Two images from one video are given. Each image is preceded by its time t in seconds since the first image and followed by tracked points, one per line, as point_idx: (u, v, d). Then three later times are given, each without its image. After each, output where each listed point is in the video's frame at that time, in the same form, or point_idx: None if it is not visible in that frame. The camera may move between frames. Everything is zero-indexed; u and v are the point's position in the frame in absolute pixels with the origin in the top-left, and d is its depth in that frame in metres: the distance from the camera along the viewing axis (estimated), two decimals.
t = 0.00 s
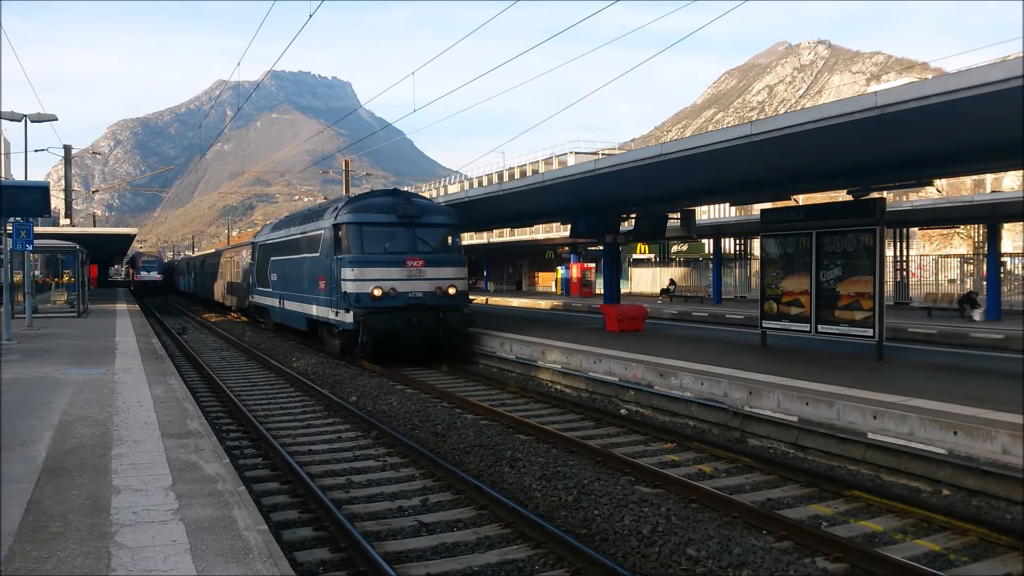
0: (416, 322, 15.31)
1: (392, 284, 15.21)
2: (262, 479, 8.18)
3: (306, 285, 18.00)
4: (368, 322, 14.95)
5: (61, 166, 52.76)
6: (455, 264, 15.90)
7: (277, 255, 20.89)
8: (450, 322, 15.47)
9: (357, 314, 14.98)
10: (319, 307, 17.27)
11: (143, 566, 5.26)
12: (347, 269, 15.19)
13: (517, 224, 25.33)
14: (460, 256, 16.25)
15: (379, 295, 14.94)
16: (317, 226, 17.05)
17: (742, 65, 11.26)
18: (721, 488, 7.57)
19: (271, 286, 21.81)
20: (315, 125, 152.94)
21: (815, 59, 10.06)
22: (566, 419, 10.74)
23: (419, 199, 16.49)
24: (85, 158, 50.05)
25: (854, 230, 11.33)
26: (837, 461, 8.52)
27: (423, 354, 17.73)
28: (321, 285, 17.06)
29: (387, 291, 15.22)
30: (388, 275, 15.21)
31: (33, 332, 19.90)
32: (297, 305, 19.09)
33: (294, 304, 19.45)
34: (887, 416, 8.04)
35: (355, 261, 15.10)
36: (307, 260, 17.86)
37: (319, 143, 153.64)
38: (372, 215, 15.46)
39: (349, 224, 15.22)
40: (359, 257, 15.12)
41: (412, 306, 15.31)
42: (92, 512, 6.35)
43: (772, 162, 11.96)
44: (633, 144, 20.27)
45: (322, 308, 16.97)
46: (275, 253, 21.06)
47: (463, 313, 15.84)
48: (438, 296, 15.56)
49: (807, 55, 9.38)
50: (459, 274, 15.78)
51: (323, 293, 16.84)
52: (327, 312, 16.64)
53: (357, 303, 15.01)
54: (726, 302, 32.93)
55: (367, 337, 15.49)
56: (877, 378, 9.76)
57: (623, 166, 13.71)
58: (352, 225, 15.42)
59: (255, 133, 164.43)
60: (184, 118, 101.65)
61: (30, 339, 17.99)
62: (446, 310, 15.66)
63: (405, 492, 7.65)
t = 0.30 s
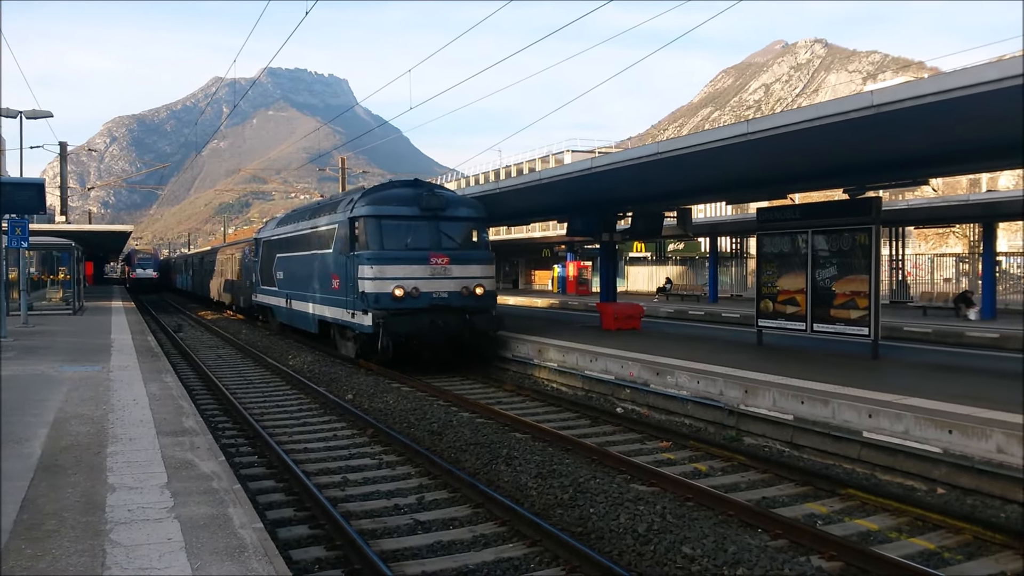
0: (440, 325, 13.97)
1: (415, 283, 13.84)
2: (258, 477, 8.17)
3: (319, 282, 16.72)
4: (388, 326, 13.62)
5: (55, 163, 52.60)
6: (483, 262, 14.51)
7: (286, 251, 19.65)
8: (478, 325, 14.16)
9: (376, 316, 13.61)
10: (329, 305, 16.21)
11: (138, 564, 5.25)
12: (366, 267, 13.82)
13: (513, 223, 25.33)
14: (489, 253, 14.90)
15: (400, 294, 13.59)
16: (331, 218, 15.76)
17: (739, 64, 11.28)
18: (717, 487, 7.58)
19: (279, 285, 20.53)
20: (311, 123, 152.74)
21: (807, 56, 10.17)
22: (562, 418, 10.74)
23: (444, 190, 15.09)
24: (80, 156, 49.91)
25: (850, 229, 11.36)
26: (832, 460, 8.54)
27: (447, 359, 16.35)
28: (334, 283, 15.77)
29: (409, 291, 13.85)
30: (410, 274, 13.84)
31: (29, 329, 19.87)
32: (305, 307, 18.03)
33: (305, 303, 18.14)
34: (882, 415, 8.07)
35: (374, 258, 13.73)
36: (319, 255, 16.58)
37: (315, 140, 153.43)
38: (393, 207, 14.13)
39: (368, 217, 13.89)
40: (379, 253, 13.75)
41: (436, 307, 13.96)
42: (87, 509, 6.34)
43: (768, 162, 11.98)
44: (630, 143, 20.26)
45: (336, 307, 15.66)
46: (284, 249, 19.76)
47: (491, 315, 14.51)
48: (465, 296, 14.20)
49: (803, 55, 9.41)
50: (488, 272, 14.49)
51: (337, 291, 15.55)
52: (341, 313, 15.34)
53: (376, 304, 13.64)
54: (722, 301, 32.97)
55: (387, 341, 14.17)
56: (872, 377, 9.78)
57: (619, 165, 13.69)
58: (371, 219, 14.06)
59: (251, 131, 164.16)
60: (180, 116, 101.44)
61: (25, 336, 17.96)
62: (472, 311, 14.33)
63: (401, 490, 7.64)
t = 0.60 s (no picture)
0: (472, 329, 13.07)
1: (444, 283, 12.96)
2: (254, 475, 8.17)
3: (334, 281, 15.78)
4: (415, 329, 12.69)
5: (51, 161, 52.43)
6: (515, 259, 13.66)
7: (296, 249, 18.68)
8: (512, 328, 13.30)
9: (403, 318, 12.69)
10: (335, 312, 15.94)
11: (134, 562, 5.24)
12: (389, 264, 12.86)
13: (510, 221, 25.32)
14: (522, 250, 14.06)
15: (429, 295, 12.71)
16: (348, 211, 14.83)
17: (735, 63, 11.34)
18: (713, 485, 7.60)
19: (289, 284, 19.55)
20: (307, 120, 152.51)
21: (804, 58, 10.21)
22: (559, 416, 10.74)
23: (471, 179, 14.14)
24: (75, 153, 49.75)
25: (847, 228, 11.40)
26: (828, 458, 8.56)
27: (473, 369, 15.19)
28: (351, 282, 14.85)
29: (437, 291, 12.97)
30: (438, 273, 12.96)
31: (24, 327, 19.82)
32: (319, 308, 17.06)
33: (318, 304, 17.17)
34: (878, 413, 8.09)
35: (399, 255, 12.79)
36: (334, 252, 15.64)
37: (312, 138, 153.18)
38: (418, 198, 13.18)
39: (393, 210, 12.95)
40: (404, 249, 12.82)
41: (467, 309, 13.09)
42: (83, 507, 6.33)
43: (763, 161, 12.00)
44: (627, 141, 20.25)
45: (353, 308, 14.73)
46: (294, 246, 18.77)
47: (526, 318, 13.62)
48: (498, 297, 13.35)
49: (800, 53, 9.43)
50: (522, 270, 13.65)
51: (353, 291, 14.63)
52: (358, 314, 14.41)
53: (402, 306, 12.71)
54: (719, 300, 33.00)
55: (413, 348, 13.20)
56: (868, 376, 9.81)
57: (616, 164, 13.70)
58: (395, 211, 13.08)
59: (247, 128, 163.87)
60: (176, 113, 101.19)
61: (20, 333, 17.93)
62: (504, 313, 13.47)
63: (397, 488, 7.64)
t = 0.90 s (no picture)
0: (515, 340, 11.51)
1: (483, 288, 11.46)
2: (253, 478, 8.16)
3: (353, 286, 14.35)
4: (453, 340, 11.14)
5: (49, 164, 52.42)
6: (563, 260, 12.13)
7: (307, 250, 17.27)
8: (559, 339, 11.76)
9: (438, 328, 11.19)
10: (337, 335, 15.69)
11: (133, 566, 5.23)
12: (422, 266, 11.42)
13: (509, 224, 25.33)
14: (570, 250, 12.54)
15: (467, 300, 11.21)
16: (371, 208, 13.43)
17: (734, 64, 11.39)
18: (713, 486, 7.60)
19: (299, 289, 18.12)
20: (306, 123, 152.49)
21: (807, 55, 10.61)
22: (559, 418, 10.72)
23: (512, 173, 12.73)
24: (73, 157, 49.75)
25: (846, 229, 11.41)
26: (827, 459, 8.55)
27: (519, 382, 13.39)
28: (373, 286, 13.42)
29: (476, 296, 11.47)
30: (477, 276, 11.46)
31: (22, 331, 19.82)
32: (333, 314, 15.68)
33: (332, 310, 15.73)
34: (876, 414, 8.04)
35: (434, 255, 11.33)
36: (353, 253, 14.21)
37: (310, 140, 153.19)
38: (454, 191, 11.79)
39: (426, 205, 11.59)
40: (440, 249, 11.37)
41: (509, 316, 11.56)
42: (82, 511, 6.32)
43: (761, 163, 12.01)
44: (625, 142, 20.24)
45: (377, 315, 13.27)
46: (306, 247, 17.37)
47: (574, 327, 12.05)
48: (544, 302, 11.82)
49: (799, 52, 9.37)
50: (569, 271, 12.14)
51: (377, 296, 13.20)
52: (384, 322, 12.94)
53: (438, 314, 11.24)
54: (717, 301, 32.99)
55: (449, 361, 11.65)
56: (867, 376, 9.81)
57: (614, 166, 13.70)
58: (429, 206, 11.67)
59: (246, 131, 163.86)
60: (174, 116, 101.24)
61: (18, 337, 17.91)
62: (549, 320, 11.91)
63: (397, 490, 7.64)
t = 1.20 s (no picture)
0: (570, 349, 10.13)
1: (533, 291, 10.17)
2: (250, 478, 8.16)
3: (376, 287, 12.97)
4: (500, 350, 9.79)
5: (45, 164, 52.33)
6: (618, 258, 10.89)
7: (320, 248, 15.88)
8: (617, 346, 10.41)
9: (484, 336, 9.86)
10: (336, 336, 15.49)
11: (129, 566, 5.22)
12: (462, 265, 10.09)
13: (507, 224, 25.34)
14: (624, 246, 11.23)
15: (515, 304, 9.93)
16: (399, 200, 12.06)
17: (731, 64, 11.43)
18: (710, 486, 7.61)
19: (310, 290, 16.71)
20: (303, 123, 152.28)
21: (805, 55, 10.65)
22: (556, 418, 10.71)
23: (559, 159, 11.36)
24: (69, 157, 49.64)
25: (843, 230, 11.43)
26: (824, 459, 8.54)
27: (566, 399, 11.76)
28: (401, 288, 12.03)
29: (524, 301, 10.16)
30: (526, 276, 10.17)
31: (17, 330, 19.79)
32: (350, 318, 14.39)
33: (351, 315, 14.33)
34: (872, 414, 8.05)
35: (478, 253, 9.99)
36: (377, 251, 12.81)
37: (307, 140, 153.01)
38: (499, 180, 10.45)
39: (468, 196, 10.26)
40: (484, 246, 10.05)
41: (562, 321, 10.25)
42: (78, 511, 6.31)
43: (757, 164, 12.00)
44: (621, 142, 20.27)
45: (405, 320, 11.90)
46: (320, 245, 15.97)
47: (632, 334, 10.73)
48: (599, 306, 10.58)
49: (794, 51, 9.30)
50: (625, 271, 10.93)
51: (406, 299, 11.84)
52: (415, 328, 11.56)
53: (481, 320, 9.93)
54: (713, 302, 33.03)
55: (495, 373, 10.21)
56: (863, 376, 9.83)
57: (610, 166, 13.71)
58: (471, 196, 10.32)
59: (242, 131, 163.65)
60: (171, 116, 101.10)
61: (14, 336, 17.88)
62: (604, 325, 10.66)
63: (393, 490, 7.63)
